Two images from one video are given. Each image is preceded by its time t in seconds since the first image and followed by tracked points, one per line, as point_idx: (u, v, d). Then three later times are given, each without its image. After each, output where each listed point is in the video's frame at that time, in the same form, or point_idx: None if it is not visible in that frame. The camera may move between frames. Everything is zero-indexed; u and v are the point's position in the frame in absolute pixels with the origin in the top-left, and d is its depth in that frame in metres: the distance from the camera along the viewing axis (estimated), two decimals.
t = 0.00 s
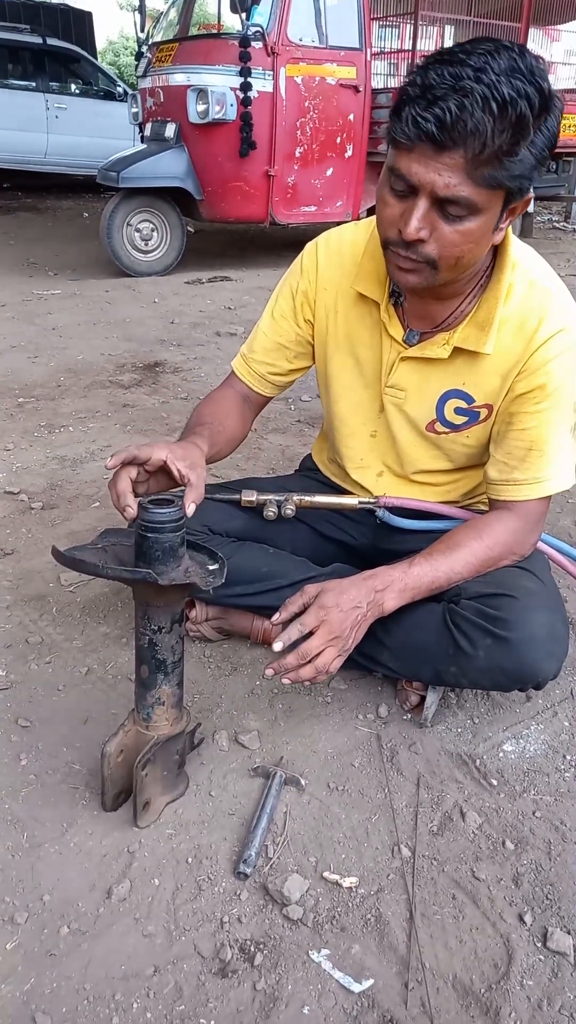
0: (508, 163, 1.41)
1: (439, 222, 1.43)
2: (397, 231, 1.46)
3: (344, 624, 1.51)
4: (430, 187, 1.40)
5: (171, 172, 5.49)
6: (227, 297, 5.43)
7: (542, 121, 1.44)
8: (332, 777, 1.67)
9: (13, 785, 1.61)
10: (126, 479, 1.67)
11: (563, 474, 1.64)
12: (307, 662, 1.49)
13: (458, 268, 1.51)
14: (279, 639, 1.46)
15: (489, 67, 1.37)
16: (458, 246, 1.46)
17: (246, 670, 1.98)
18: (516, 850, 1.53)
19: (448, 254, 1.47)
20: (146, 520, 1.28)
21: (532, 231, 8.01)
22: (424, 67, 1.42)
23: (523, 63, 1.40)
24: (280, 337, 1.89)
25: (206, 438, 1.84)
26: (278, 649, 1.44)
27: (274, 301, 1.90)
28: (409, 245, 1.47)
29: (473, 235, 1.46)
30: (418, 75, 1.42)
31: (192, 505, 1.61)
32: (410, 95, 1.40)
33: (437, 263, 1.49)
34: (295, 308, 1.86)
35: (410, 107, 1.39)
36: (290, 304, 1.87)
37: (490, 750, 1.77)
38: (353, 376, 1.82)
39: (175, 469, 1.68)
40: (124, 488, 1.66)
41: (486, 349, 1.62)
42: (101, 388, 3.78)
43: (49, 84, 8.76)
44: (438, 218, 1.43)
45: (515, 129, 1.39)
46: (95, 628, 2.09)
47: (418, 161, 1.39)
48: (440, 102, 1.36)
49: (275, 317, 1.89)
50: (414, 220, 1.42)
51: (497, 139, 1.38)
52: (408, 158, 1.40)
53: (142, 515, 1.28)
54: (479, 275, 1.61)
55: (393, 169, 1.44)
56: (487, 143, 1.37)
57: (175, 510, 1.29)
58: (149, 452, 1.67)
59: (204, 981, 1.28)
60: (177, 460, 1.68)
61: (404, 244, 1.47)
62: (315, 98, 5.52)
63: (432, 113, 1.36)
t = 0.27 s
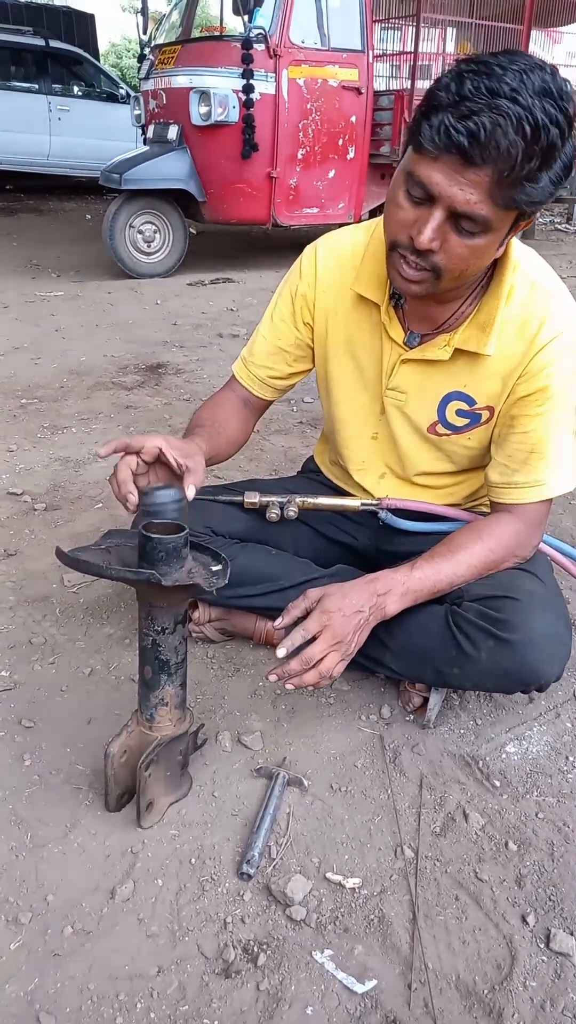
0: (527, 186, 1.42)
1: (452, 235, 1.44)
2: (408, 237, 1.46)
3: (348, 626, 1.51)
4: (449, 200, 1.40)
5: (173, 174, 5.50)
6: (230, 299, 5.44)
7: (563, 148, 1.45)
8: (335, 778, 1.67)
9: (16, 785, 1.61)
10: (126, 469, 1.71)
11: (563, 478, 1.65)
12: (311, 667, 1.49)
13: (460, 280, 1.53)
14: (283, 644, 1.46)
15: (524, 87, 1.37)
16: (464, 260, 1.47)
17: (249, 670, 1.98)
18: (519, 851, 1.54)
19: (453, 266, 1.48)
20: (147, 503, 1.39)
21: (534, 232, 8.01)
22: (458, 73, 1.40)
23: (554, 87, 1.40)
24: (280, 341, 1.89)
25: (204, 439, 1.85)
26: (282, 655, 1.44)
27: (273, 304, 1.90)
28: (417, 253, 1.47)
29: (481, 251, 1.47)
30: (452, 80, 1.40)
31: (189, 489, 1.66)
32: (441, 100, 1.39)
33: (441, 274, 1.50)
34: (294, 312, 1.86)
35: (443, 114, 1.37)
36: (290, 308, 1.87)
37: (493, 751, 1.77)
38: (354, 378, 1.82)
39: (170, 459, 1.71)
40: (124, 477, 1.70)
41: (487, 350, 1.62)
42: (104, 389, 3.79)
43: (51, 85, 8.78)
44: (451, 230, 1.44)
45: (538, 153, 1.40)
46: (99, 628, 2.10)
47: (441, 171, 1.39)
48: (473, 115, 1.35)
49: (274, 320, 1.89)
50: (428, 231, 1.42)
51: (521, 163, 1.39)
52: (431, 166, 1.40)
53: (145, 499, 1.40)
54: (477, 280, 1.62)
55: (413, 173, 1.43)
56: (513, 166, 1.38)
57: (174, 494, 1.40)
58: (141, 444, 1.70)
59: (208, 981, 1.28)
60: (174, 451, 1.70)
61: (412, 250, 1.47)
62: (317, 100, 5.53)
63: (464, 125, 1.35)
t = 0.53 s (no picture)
0: (534, 184, 1.42)
1: (454, 231, 1.44)
2: (411, 231, 1.46)
3: (348, 627, 1.51)
4: (453, 194, 1.40)
5: (173, 175, 5.50)
6: (230, 300, 5.44)
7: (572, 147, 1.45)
8: (335, 778, 1.67)
9: (16, 785, 1.61)
10: (115, 472, 1.73)
11: (563, 480, 1.65)
12: (313, 670, 1.49)
13: (461, 278, 1.53)
14: (286, 647, 1.46)
15: (534, 83, 1.37)
16: (466, 257, 1.47)
17: (249, 671, 1.98)
18: (519, 852, 1.53)
19: (455, 263, 1.48)
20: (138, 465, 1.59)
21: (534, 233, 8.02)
22: (469, 68, 1.40)
23: (565, 85, 1.40)
24: (280, 340, 1.89)
25: (195, 432, 1.87)
26: (285, 658, 1.45)
27: (274, 304, 1.90)
28: (419, 248, 1.47)
29: (483, 249, 1.47)
30: (462, 75, 1.40)
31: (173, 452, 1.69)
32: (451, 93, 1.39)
33: (442, 271, 1.50)
34: (295, 311, 1.86)
35: (451, 107, 1.38)
36: (290, 306, 1.87)
37: (493, 752, 1.77)
38: (354, 378, 1.82)
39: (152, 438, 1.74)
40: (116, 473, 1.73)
41: (489, 349, 1.62)
42: (103, 390, 3.79)
43: (51, 86, 8.79)
44: (454, 226, 1.44)
45: (547, 150, 1.40)
46: (98, 629, 2.10)
47: (447, 164, 1.39)
48: (482, 107, 1.35)
49: (275, 319, 1.89)
50: (430, 225, 1.43)
51: (529, 159, 1.39)
52: (436, 160, 1.40)
53: (136, 462, 1.60)
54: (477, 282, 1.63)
55: (418, 167, 1.43)
56: (520, 160, 1.38)
57: (157, 442, 1.62)
58: (114, 446, 1.72)
59: (208, 983, 1.28)
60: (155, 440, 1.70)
61: (414, 245, 1.48)
62: (317, 101, 5.53)
63: (472, 117, 1.35)
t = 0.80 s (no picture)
0: (531, 172, 1.42)
1: (452, 224, 1.44)
2: (410, 227, 1.46)
3: (347, 626, 1.51)
4: (450, 186, 1.40)
5: (172, 174, 5.49)
6: (229, 299, 5.44)
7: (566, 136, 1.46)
8: (334, 778, 1.67)
9: (15, 785, 1.61)
10: (110, 476, 1.72)
11: (561, 480, 1.65)
12: (312, 670, 1.49)
13: (461, 273, 1.52)
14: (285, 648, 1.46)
15: (526, 73, 1.39)
16: (465, 250, 1.47)
17: (248, 670, 1.98)
18: (518, 851, 1.53)
19: (454, 258, 1.48)
20: (130, 463, 1.60)
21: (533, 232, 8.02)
22: (459, 63, 1.42)
23: (556, 75, 1.42)
24: (279, 338, 1.89)
25: (192, 429, 1.88)
26: (284, 659, 1.44)
27: (272, 302, 1.90)
28: (418, 243, 1.47)
29: (482, 242, 1.47)
30: (454, 69, 1.42)
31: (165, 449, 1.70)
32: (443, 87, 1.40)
33: (441, 267, 1.49)
34: (293, 309, 1.86)
35: (445, 98, 1.39)
36: (289, 304, 1.87)
37: (492, 751, 1.77)
38: (353, 376, 1.82)
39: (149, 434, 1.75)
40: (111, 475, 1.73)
41: (488, 348, 1.62)
42: (102, 389, 3.79)
43: (50, 85, 8.77)
44: (452, 219, 1.43)
45: (543, 139, 1.41)
46: (97, 628, 2.09)
47: (442, 156, 1.39)
48: (476, 97, 1.36)
49: (273, 318, 1.89)
50: (429, 218, 1.42)
51: (525, 147, 1.39)
52: (432, 152, 1.40)
53: (128, 461, 1.61)
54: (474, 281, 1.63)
55: (414, 163, 1.44)
56: (516, 148, 1.38)
57: (146, 441, 1.62)
58: (107, 448, 1.71)
59: (206, 982, 1.28)
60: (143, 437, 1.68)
61: (413, 241, 1.47)
62: (316, 100, 5.53)
63: (467, 106, 1.36)
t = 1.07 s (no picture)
0: (538, 114, 1.47)
1: (484, 189, 1.46)
2: (442, 210, 1.47)
3: (345, 624, 1.51)
4: (473, 151, 1.44)
5: (171, 171, 5.48)
6: (227, 296, 5.43)
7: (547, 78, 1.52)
8: (332, 776, 1.67)
9: (12, 784, 1.60)
10: (107, 470, 1.73)
11: (562, 476, 1.64)
12: (311, 668, 1.48)
13: (498, 240, 1.54)
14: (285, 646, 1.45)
15: (493, 34, 1.46)
16: (503, 211, 1.49)
17: (246, 669, 1.97)
18: (517, 850, 1.53)
19: (495, 224, 1.49)
20: (130, 460, 1.60)
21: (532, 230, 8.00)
22: (423, 53, 1.48)
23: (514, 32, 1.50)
24: (277, 336, 1.88)
25: (192, 427, 1.87)
26: (284, 657, 1.42)
27: (271, 301, 1.89)
28: (457, 222, 1.47)
29: (514, 199, 1.49)
30: (420, 61, 1.47)
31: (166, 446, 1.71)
32: (423, 75, 1.45)
33: (485, 238, 1.50)
34: (292, 307, 1.86)
35: (436, 79, 1.43)
36: (287, 302, 1.86)
37: (491, 749, 1.77)
38: (352, 375, 1.81)
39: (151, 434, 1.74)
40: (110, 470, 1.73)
41: (488, 346, 1.61)
42: (100, 388, 3.77)
43: (48, 82, 8.75)
44: (482, 184, 1.46)
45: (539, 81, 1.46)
46: (95, 627, 2.09)
47: (455, 128, 1.43)
48: (467, 63, 1.42)
49: (272, 316, 1.88)
50: (465, 191, 1.44)
51: (530, 91, 1.44)
52: (441, 130, 1.44)
53: (129, 459, 1.61)
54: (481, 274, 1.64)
55: (423, 151, 1.47)
56: (523, 92, 1.43)
57: (149, 441, 1.62)
58: (106, 443, 1.72)
59: (204, 980, 1.28)
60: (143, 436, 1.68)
61: (452, 222, 1.48)
62: (315, 97, 5.52)
63: (463, 70, 1.41)
